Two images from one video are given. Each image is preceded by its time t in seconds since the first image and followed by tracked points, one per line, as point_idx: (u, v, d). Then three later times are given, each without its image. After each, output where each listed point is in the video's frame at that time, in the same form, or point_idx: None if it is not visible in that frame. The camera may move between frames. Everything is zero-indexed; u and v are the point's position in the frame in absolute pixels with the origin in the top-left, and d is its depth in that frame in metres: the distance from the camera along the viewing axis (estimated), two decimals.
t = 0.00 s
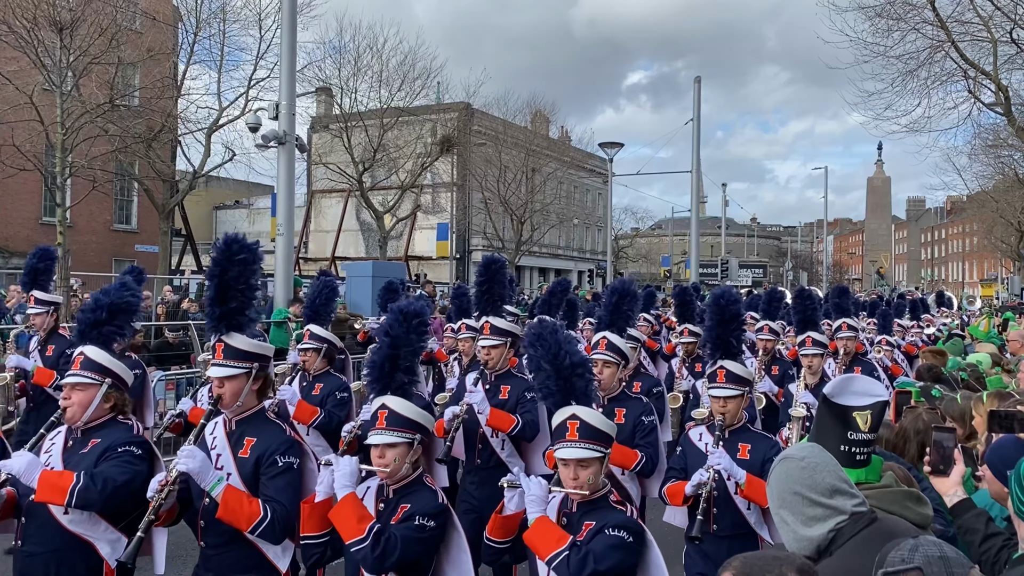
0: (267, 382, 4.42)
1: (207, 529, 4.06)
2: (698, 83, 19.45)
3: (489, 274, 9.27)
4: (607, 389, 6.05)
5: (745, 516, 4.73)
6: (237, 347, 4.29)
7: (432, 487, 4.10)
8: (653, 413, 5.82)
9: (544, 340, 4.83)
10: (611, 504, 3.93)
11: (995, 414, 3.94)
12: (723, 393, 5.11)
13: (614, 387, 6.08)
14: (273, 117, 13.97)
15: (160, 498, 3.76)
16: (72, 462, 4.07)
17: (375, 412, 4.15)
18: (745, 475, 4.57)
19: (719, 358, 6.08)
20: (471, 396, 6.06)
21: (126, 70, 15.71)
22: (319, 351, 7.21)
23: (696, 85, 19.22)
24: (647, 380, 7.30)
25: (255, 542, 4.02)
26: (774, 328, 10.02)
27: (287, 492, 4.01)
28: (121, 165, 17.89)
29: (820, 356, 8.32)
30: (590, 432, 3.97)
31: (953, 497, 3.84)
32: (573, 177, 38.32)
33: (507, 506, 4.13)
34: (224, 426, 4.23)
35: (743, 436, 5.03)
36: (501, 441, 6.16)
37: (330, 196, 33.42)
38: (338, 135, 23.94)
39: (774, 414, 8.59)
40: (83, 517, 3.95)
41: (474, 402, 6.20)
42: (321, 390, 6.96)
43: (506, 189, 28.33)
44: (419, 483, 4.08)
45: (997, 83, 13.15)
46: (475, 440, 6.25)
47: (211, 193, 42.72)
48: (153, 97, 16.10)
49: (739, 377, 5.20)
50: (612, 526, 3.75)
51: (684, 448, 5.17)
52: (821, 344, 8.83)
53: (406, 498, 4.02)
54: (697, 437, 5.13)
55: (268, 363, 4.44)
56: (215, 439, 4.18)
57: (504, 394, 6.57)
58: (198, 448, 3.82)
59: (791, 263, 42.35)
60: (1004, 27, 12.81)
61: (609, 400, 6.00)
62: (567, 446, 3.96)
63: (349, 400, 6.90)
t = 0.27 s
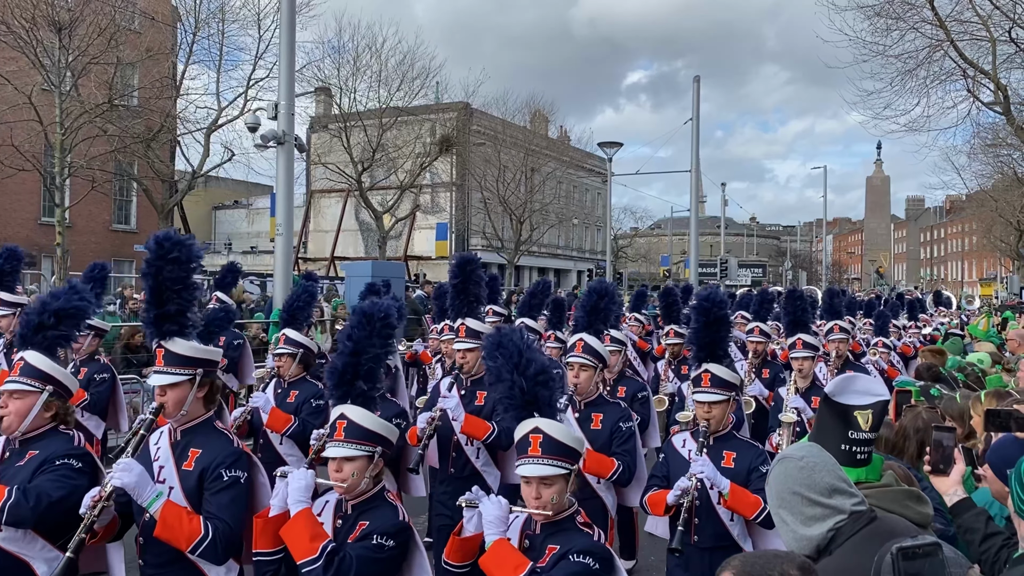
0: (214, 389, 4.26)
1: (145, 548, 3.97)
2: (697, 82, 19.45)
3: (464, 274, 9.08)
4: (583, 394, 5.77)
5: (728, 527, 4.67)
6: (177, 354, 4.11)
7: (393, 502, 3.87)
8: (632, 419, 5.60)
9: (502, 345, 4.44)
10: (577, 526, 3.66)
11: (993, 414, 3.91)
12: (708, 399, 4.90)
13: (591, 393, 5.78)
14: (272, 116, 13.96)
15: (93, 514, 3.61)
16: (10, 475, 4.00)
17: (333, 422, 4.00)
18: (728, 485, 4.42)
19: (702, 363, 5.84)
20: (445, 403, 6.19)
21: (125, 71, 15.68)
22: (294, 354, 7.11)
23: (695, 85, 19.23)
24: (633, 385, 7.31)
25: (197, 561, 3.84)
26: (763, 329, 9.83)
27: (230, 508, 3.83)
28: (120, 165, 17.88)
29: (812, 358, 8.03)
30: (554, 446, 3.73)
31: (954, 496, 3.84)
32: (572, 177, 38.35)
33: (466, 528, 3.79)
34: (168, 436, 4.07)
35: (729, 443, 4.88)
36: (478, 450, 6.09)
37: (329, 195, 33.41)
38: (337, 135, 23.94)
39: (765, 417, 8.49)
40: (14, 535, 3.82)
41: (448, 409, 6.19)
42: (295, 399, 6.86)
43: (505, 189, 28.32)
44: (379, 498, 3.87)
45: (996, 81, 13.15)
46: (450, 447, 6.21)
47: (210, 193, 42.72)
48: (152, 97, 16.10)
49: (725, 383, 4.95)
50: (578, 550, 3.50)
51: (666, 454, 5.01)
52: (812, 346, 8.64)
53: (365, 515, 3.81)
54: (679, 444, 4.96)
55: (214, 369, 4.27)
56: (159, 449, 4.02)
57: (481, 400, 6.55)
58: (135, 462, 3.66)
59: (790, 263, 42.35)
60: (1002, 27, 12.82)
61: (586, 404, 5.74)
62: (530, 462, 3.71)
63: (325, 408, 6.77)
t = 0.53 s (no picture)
0: (158, 393, 4.13)
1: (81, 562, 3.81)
2: (696, 82, 19.46)
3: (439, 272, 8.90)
4: (562, 397, 5.55)
5: (712, 536, 4.63)
6: (119, 353, 4.04)
7: (346, 515, 3.80)
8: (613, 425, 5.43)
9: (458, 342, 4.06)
10: (541, 541, 3.52)
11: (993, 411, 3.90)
12: (695, 402, 4.83)
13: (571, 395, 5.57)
14: (272, 116, 13.96)
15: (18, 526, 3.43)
16: None
17: (282, 429, 3.95)
18: (713, 493, 4.35)
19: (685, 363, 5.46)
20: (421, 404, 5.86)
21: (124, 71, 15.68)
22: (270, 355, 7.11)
23: (694, 85, 19.24)
24: (620, 383, 7.28)
25: None
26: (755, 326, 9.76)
27: (168, 522, 3.67)
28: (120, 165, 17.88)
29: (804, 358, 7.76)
30: (514, 455, 3.58)
31: (953, 495, 3.84)
32: (572, 176, 38.37)
33: (421, 545, 3.58)
34: (108, 442, 3.91)
35: (713, 448, 4.77)
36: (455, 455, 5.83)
37: (328, 195, 33.41)
38: (337, 134, 23.94)
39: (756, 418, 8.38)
40: None
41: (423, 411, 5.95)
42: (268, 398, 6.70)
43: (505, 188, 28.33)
44: (329, 509, 3.79)
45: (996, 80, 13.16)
46: (427, 452, 6.00)
47: (210, 193, 42.71)
48: (152, 97, 16.10)
49: (708, 386, 4.90)
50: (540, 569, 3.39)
51: (649, 460, 4.91)
52: (804, 346, 8.42)
53: (315, 528, 3.72)
54: (663, 451, 4.88)
55: (159, 372, 4.16)
56: (97, 456, 3.87)
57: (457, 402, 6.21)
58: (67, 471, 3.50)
59: (790, 262, 42.38)
60: (1002, 26, 12.82)
61: (565, 408, 5.54)
62: (490, 471, 3.56)
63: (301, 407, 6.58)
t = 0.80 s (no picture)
0: (99, 402, 3.86)
1: None
2: (695, 81, 19.46)
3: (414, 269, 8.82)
4: (544, 401, 5.28)
5: (699, 553, 4.30)
6: (56, 359, 3.76)
7: (287, 540, 3.56)
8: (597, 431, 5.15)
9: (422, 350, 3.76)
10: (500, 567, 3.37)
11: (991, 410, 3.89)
12: (678, 410, 4.57)
13: (554, 399, 5.31)
14: (271, 115, 13.96)
15: None
16: None
17: (215, 446, 3.67)
18: (696, 507, 4.09)
19: (668, 368, 5.11)
20: (393, 410, 5.61)
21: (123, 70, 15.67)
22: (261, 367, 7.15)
23: (694, 84, 19.24)
24: (610, 386, 7.10)
25: None
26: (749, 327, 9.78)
27: (110, 543, 3.41)
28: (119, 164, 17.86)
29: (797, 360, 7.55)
30: (471, 472, 3.38)
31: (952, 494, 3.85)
32: (571, 175, 38.38)
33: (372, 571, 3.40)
34: (45, 456, 3.64)
35: (698, 458, 4.51)
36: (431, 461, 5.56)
37: (328, 194, 33.40)
38: (336, 133, 23.93)
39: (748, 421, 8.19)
40: None
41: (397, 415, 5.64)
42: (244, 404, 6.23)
43: (504, 187, 28.32)
44: (271, 534, 3.55)
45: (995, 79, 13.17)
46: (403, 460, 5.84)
47: (209, 192, 42.70)
48: (151, 96, 16.09)
49: (693, 392, 4.62)
50: None
51: (630, 469, 4.60)
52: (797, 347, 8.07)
53: (254, 554, 3.48)
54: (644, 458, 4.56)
55: (102, 380, 3.91)
56: (34, 470, 3.60)
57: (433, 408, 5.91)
58: None
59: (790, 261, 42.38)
60: (1001, 24, 12.83)
61: (547, 411, 5.24)
62: (445, 489, 3.35)
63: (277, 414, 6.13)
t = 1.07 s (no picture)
0: (28, 408, 3.82)
1: None
2: (695, 79, 19.46)
3: (381, 268, 8.12)
4: (519, 406, 5.09)
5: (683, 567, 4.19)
6: None
7: (209, 559, 3.45)
8: (575, 437, 4.97)
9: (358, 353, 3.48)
10: None
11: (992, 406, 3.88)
12: (662, 413, 4.34)
13: (528, 404, 5.12)
14: (270, 114, 13.94)
15: None
16: None
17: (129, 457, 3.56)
18: (678, 519, 3.94)
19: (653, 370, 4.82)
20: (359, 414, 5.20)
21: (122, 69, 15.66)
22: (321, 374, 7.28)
23: (693, 82, 19.24)
24: (600, 387, 6.99)
25: None
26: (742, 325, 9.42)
27: (35, 558, 3.35)
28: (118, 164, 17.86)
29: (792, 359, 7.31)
30: (409, 496, 3.10)
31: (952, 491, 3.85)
32: (571, 174, 38.38)
33: None
34: None
35: (684, 466, 4.32)
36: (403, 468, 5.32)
37: (328, 194, 33.41)
38: (336, 133, 23.92)
39: (742, 422, 7.94)
40: None
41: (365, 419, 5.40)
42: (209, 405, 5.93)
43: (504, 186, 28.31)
44: (194, 550, 3.44)
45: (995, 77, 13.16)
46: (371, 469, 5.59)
47: (209, 192, 42.69)
48: (150, 95, 16.08)
49: (677, 394, 4.39)
50: None
51: (613, 477, 4.44)
52: (792, 346, 7.87)
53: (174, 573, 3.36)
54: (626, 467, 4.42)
55: (30, 383, 3.89)
56: None
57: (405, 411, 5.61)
58: None
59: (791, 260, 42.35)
60: (1000, 22, 12.81)
61: (522, 417, 5.09)
62: (381, 516, 3.07)
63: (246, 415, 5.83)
